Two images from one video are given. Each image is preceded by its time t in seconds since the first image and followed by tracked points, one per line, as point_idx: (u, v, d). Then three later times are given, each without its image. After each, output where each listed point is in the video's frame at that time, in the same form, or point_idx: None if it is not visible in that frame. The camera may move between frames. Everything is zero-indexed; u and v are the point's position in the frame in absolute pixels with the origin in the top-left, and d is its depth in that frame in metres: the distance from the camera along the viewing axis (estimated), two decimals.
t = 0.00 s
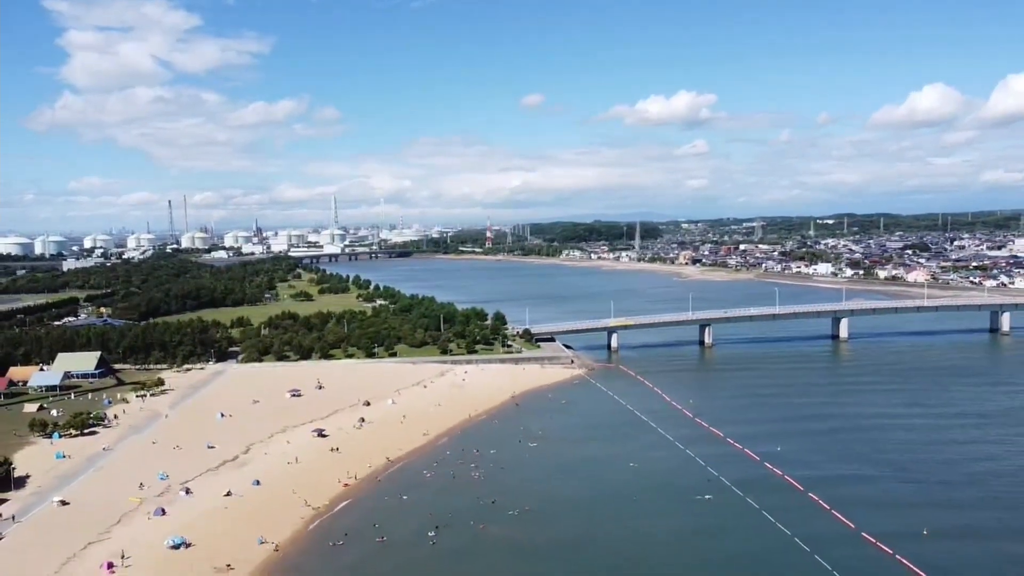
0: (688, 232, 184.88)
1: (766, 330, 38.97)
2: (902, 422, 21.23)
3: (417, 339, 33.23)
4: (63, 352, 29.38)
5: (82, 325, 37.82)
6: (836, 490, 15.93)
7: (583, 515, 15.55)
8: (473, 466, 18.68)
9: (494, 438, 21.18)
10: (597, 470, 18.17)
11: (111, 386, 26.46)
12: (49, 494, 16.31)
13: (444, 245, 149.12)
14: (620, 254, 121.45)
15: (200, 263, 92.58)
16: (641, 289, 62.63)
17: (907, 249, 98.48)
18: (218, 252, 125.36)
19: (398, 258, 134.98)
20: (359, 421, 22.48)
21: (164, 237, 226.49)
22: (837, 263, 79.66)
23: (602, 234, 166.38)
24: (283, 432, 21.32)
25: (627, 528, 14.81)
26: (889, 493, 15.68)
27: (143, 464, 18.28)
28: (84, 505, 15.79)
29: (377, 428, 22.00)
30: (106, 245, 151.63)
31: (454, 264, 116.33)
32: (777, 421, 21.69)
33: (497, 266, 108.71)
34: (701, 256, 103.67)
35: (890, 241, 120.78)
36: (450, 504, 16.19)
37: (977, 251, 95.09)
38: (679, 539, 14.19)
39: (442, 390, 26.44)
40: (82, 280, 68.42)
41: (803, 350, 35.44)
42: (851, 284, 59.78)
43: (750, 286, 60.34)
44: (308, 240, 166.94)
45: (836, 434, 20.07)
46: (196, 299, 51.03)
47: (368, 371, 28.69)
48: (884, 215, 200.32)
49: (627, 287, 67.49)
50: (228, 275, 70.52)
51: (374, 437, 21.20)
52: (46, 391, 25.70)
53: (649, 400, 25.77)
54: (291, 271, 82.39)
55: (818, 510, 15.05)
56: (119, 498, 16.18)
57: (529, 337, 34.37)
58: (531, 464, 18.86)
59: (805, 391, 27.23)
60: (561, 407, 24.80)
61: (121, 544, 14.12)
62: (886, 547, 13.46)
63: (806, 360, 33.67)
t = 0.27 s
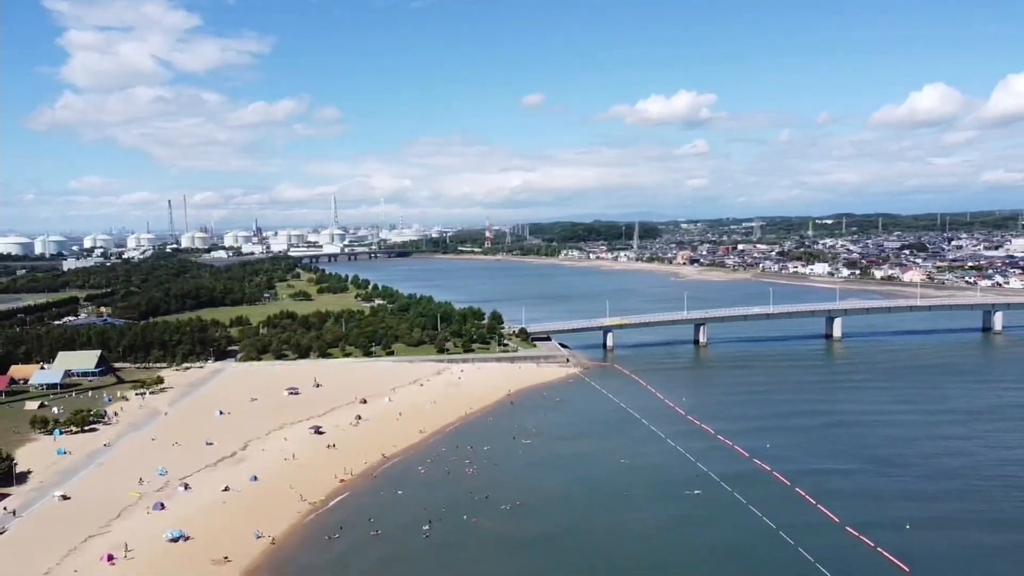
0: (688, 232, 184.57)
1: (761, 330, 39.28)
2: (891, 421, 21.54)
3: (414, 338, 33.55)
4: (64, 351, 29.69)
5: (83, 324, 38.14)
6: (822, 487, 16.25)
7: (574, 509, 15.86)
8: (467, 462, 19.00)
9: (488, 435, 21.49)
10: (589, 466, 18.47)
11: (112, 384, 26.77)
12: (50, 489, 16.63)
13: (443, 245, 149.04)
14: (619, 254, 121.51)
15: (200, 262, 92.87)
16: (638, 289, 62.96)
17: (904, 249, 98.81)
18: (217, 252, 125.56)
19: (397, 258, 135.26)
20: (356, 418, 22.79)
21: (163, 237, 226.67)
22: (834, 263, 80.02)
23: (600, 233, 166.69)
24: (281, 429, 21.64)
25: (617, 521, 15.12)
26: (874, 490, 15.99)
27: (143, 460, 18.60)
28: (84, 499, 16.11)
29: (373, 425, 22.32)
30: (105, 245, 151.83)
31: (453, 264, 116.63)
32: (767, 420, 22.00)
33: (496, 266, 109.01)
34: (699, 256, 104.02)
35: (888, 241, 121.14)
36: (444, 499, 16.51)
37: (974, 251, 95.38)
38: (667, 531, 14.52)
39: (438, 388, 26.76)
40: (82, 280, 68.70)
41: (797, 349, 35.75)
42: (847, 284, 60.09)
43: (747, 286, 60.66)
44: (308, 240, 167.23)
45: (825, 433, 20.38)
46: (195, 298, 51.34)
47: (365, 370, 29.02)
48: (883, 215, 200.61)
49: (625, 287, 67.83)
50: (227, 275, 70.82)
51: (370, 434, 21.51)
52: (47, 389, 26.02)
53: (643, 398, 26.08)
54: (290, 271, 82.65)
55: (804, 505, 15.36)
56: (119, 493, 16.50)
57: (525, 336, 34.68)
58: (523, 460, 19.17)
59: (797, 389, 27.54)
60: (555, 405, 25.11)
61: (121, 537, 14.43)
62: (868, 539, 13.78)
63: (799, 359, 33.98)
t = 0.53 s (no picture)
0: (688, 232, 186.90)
1: (756, 330, 39.60)
2: (880, 420, 21.84)
3: (411, 338, 33.86)
4: (64, 350, 30.01)
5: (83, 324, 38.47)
6: (809, 484, 16.55)
7: (566, 504, 16.15)
8: (461, 459, 19.29)
9: (483, 432, 21.78)
10: (581, 462, 18.76)
11: (112, 383, 27.08)
12: (51, 485, 16.95)
13: (443, 245, 150.12)
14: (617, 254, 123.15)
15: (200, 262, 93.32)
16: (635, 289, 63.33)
17: (902, 250, 99.20)
18: (217, 252, 125.97)
19: (397, 258, 135.75)
20: (352, 416, 23.09)
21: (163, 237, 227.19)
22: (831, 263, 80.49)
23: (599, 234, 167.14)
24: (278, 427, 21.95)
25: (607, 515, 15.42)
26: (860, 487, 16.28)
27: (142, 457, 18.90)
28: (85, 495, 16.42)
29: (369, 423, 22.62)
30: (106, 245, 152.37)
31: (452, 264, 117.09)
32: (759, 418, 22.30)
33: (494, 267, 109.40)
34: (698, 256, 104.51)
35: (885, 241, 121.80)
36: (438, 495, 16.81)
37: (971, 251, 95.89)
38: (656, 525, 14.81)
39: (435, 387, 27.06)
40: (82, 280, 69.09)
41: (792, 349, 36.06)
42: (843, 284, 60.47)
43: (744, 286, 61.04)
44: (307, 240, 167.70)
45: (814, 431, 20.68)
46: (195, 298, 51.69)
47: (363, 369, 29.33)
48: (881, 215, 201.22)
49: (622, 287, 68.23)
50: (227, 275, 71.21)
51: (366, 431, 21.82)
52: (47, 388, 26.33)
53: (637, 396, 26.38)
54: (290, 271, 83.08)
55: (791, 501, 15.65)
56: (119, 489, 16.81)
57: (522, 336, 34.98)
58: (517, 457, 19.46)
59: (790, 388, 27.85)
60: (550, 404, 25.41)
61: (121, 531, 14.73)
62: (852, 534, 14.08)
63: (793, 358, 34.28)
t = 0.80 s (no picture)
0: (688, 233, 188.36)
1: (751, 330, 39.89)
2: (870, 417, 22.15)
3: (409, 337, 34.16)
4: (65, 350, 30.29)
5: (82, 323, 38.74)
6: (798, 480, 16.85)
7: (560, 500, 16.40)
8: (457, 456, 19.57)
9: (478, 430, 22.07)
10: (575, 459, 19.04)
11: (111, 382, 27.37)
12: (53, 481, 17.24)
13: (443, 245, 150.72)
14: (615, 254, 124.13)
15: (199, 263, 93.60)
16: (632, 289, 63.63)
17: (899, 250, 99.58)
18: (217, 253, 126.30)
19: (396, 258, 136.09)
20: (350, 414, 23.39)
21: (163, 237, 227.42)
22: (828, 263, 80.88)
23: (598, 234, 167.49)
24: (276, 425, 22.24)
25: (599, 510, 15.70)
26: (849, 483, 16.58)
27: (143, 454, 19.20)
28: (86, 491, 16.71)
29: (367, 421, 22.91)
30: (105, 246, 152.61)
31: (451, 264, 117.44)
32: (750, 416, 22.60)
33: (493, 267, 109.74)
34: (696, 256, 104.91)
35: (882, 242, 122.28)
36: (433, 491, 17.10)
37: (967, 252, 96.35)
38: (646, 520, 15.09)
39: (432, 386, 27.37)
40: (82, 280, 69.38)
41: (786, 348, 36.35)
42: (839, 284, 60.86)
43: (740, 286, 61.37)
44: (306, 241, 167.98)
45: (805, 428, 20.98)
46: (194, 298, 52.01)
47: (360, 368, 29.64)
48: (880, 216, 201.70)
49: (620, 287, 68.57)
50: (227, 275, 71.56)
51: (363, 429, 22.11)
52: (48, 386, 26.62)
53: (631, 395, 26.66)
54: (289, 271, 83.41)
55: (779, 497, 15.94)
56: (119, 485, 17.11)
57: (518, 335, 35.29)
58: (512, 454, 19.73)
59: (782, 387, 28.14)
60: (546, 402, 25.71)
61: (121, 526, 15.02)
62: (839, 529, 14.36)
63: (787, 358, 34.57)
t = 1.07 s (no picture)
0: (688, 233, 189.39)
1: (748, 329, 40.16)
2: (862, 415, 22.40)
3: (408, 336, 34.47)
4: (67, 349, 30.58)
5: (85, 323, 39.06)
6: (788, 476, 17.12)
7: (554, 495, 16.67)
8: (454, 453, 19.85)
9: (475, 428, 22.33)
10: (570, 456, 19.29)
11: (113, 381, 27.68)
12: (56, 477, 17.54)
13: (443, 245, 151.11)
14: (615, 254, 124.62)
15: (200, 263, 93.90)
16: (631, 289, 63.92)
17: (897, 250, 99.89)
18: (217, 253, 126.86)
19: (396, 258, 136.38)
20: (348, 412, 23.66)
21: (163, 237, 227.73)
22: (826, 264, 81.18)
23: (597, 234, 167.82)
24: (276, 423, 22.52)
25: (593, 505, 15.95)
26: (839, 479, 16.84)
27: (144, 451, 19.50)
28: (88, 487, 17.00)
29: (365, 419, 23.19)
30: (106, 245, 152.92)
31: (451, 264, 117.71)
32: (744, 414, 22.85)
33: (493, 267, 110.05)
34: (695, 257, 105.25)
35: (881, 243, 122.75)
36: (430, 487, 17.37)
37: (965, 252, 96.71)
38: (639, 515, 15.34)
39: (430, 384, 27.63)
40: (83, 280, 69.67)
41: (782, 348, 36.62)
42: (837, 284, 61.13)
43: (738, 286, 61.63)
44: (306, 241, 168.23)
45: (798, 426, 21.24)
46: (195, 298, 52.32)
47: (359, 367, 29.92)
48: (879, 216, 202.36)
49: (619, 287, 68.85)
50: (227, 275, 71.89)
51: (361, 427, 22.38)
52: (50, 385, 26.94)
53: (627, 393, 26.91)
54: (290, 271, 83.68)
55: (770, 493, 16.19)
56: (121, 481, 17.40)
57: (516, 335, 35.56)
58: (508, 451, 19.99)
59: (777, 386, 28.40)
60: (543, 400, 25.97)
61: (123, 521, 15.30)
62: (827, 523, 14.62)
63: (783, 357, 34.84)
